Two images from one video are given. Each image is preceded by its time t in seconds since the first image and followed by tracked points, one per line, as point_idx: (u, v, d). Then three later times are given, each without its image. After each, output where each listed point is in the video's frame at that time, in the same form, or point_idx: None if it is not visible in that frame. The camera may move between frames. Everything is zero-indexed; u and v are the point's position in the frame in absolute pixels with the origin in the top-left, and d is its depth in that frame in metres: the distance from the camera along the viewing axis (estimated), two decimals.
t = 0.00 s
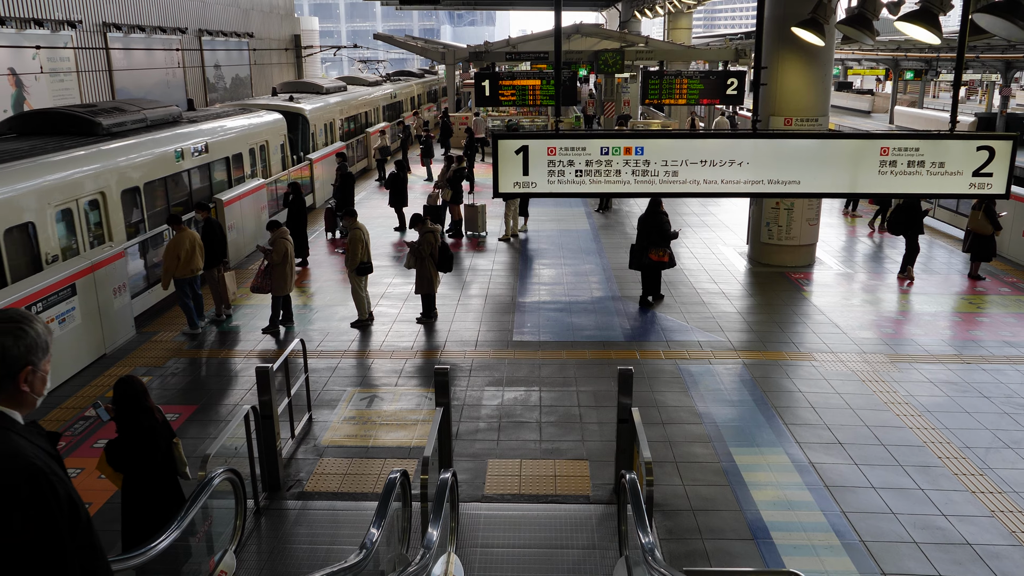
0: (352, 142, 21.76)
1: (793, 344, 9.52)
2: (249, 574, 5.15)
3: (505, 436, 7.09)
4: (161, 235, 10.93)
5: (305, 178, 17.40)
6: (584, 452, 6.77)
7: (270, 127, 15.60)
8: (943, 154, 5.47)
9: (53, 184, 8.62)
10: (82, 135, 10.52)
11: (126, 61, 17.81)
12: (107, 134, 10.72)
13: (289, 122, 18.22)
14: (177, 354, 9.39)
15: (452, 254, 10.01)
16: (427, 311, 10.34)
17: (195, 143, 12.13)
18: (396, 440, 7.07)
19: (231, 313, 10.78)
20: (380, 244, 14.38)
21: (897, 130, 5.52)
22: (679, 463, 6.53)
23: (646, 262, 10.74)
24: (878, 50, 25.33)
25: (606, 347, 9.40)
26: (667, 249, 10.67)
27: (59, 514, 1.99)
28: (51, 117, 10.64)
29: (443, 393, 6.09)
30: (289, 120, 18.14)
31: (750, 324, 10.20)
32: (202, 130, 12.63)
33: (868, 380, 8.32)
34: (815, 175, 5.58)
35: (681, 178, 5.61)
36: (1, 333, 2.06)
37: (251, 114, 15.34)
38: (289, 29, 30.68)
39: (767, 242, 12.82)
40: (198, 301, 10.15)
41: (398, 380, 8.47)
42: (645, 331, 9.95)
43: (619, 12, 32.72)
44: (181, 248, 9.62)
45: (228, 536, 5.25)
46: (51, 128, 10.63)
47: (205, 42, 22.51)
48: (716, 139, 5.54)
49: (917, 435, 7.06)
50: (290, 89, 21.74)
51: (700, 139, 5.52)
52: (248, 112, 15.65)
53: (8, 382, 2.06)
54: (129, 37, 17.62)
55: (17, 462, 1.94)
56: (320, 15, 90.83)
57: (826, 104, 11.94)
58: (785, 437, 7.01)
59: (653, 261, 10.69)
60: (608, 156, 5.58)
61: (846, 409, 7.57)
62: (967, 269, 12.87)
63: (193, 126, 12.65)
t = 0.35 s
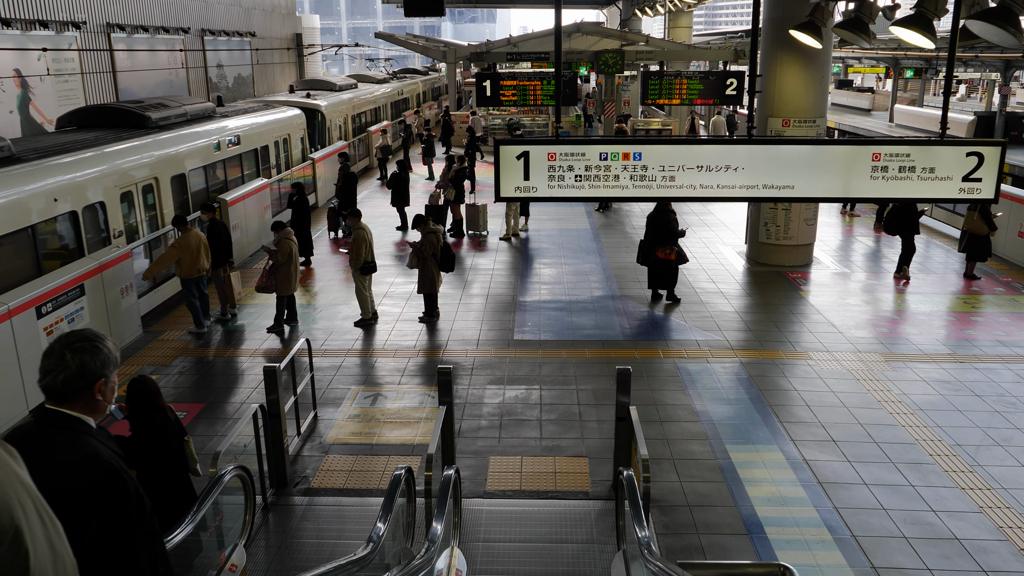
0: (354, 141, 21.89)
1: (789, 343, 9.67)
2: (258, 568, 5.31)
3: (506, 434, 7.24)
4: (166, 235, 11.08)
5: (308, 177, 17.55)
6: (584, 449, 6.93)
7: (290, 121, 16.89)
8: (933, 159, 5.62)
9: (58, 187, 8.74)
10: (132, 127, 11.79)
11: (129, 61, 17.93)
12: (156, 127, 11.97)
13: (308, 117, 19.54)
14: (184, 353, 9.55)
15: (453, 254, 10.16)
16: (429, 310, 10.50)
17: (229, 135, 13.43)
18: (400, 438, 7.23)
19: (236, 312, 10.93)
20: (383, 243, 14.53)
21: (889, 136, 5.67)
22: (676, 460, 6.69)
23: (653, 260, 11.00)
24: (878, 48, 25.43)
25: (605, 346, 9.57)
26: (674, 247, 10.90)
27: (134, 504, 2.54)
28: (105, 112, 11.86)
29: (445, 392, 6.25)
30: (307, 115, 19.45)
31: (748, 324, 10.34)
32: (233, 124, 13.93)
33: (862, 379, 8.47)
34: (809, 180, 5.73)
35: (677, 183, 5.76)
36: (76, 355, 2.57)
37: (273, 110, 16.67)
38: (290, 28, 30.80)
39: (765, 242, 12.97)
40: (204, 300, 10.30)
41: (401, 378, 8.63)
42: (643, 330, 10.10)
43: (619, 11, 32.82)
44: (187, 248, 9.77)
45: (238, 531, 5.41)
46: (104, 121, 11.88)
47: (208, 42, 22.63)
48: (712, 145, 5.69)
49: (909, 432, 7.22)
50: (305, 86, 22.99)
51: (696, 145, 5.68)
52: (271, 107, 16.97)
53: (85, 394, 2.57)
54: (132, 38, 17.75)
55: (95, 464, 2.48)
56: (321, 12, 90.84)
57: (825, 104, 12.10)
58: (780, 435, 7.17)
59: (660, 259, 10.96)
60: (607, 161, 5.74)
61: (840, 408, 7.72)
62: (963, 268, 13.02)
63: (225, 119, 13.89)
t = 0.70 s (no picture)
0: (354, 137, 22.00)
1: (784, 340, 9.83)
2: (265, 558, 5.46)
3: (505, 430, 7.40)
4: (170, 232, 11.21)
5: (308, 173, 17.66)
6: (582, 444, 7.08)
7: (308, 113, 18.09)
8: (922, 163, 5.76)
9: (62, 186, 8.84)
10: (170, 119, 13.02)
11: (131, 58, 18.01)
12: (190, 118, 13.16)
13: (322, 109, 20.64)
14: (187, 350, 9.70)
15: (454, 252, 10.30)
16: (429, 308, 10.64)
17: (254, 126, 14.64)
18: (401, 433, 7.40)
19: (238, 309, 11.07)
20: (383, 240, 14.67)
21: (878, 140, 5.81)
22: (670, 455, 6.85)
23: (669, 258, 11.11)
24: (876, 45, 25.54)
25: (602, 343, 9.72)
26: (688, 245, 11.05)
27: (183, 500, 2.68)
28: (145, 105, 13.05)
29: (446, 389, 6.41)
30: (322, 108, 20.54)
31: (743, 321, 10.49)
32: (258, 117, 15.14)
33: (854, 375, 8.64)
34: (800, 182, 5.87)
35: (673, 185, 5.92)
36: (133, 363, 2.74)
37: (292, 103, 17.88)
38: (290, 25, 30.86)
39: (762, 240, 13.11)
40: (207, 297, 10.44)
41: (402, 375, 8.78)
42: (640, 328, 10.26)
43: (619, 7, 32.91)
44: (191, 246, 9.91)
45: (244, 523, 5.55)
46: (145, 113, 13.13)
47: (208, 38, 22.70)
48: (705, 149, 5.85)
49: (899, 428, 7.39)
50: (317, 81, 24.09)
51: (691, 148, 5.83)
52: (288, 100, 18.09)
53: (139, 399, 2.75)
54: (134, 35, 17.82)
55: (150, 462, 2.63)
56: (319, 7, 90.70)
57: (821, 104, 12.25)
58: (773, 431, 7.33)
59: (676, 257, 11.07)
60: (604, 164, 5.89)
61: (832, 404, 7.88)
62: (957, 266, 13.18)
63: (250, 112, 15.10)
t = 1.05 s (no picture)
0: (354, 135, 22.14)
1: (780, 339, 9.98)
2: (271, 551, 5.62)
3: (504, 426, 7.56)
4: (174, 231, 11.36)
5: (309, 170, 17.79)
6: (580, 441, 7.24)
7: (321, 107, 19.30)
8: (912, 167, 5.92)
9: (67, 186, 8.94)
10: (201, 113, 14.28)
11: (133, 57, 18.13)
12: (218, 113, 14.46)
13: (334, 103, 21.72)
14: (192, 347, 9.85)
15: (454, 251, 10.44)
16: (430, 306, 10.78)
17: (275, 119, 15.89)
18: (403, 430, 7.55)
19: (242, 307, 11.22)
20: (383, 238, 14.82)
21: (869, 145, 5.96)
22: (666, 451, 7.01)
23: (683, 254, 11.43)
24: (874, 43, 25.62)
25: (600, 341, 9.87)
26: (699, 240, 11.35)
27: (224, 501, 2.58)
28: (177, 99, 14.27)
29: (448, 387, 6.56)
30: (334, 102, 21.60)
31: (740, 319, 10.64)
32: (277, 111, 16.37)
33: (848, 373, 8.80)
34: (793, 186, 6.03)
35: (669, 189, 6.07)
36: (176, 372, 2.82)
37: (305, 98, 19.05)
38: (290, 22, 30.99)
39: (758, 239, 13.26)
40: (211, 295, 10.58)
41: (403, 372, 8.93)
42: (638, 326, 10.41)
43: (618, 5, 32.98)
44: (194, 245, 10.03)
45: (251, 518, 5.71)
46: (178, 107, 14.33)
47: (210, 36, 22.82)
48: (700, 153, 5.99)
49: (891, 426, 7.54)
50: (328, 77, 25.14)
51: (686, 153, 5.98)
52: (302, 96, 19.25)
53: (182, 404, 2.80)
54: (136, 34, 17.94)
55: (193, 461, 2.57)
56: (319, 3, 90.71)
57: (816, 105, 12.40)
58: (767, 428, 7.48)
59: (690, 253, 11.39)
60: (602, 168, 6.04)
61: (825, 402, 8.04)
62: (952, 264, 13.31)
63: (269, 106, 16.40)
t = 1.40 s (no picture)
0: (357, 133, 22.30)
1: (778, 336, 10.11)
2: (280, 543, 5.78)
3: (507, 423, 7.71)
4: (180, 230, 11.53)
5: (313, 168, 17.93)
6: (580, 437, 7.39)
7: (334, 101, 20.36)
8: (905, 169, 6.05)
9: (74, 187, 9.07)
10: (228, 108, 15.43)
11: (137, 55, 18.28)
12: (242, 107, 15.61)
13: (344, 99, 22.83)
14: (199, 345, 10.01)
15: (457, 249, 10.58)
16: (433, 304, 10.93)
17: (294, 113, 17.03)
18: (407, 426, 7.71)
19: (247, 304, 11.38)
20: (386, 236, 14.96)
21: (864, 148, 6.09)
22: (665, 447, 7.16)
23: (685, 252, 11.59)
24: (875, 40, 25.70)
25: (601, 339, 10.03)
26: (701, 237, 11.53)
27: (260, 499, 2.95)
28: (204, 93, 15.38)
29: (451, 384, 6.71)
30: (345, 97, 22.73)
31: (738, 317, 10.77)
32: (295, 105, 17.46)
33: (844, 370, 8.95)
34: (789, 188, 6.18)
35: (668, 191, 6.22)
36: (215, 377, 3.20)
37: (320, 93, 20.16)
38: (292, 20, 31.14)
39: (758, 237, 13.39)
40: (217, 293, 10.73)
41: (407, 369, 9.08)
42: (638, 323, 10.56)
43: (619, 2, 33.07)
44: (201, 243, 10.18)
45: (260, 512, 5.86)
46: (205, 101, 15.47)
47: (213, 35, 22.96)
48: (698, 156, 6.13)
49: (886, 422, 7.69)
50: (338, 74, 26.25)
51: (684, 156, 6.12)
52: (316, 91, 20.32)
53: (221, 407, 3.17)
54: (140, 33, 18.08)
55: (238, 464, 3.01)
56: None
57: (815, 104, 12.53)
58: (765, 424, 7.63)
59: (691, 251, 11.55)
60: (602, 171, 6.19)
61: (822, 399, 8.19)
62: (950, 262, 13.44)
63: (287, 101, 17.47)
